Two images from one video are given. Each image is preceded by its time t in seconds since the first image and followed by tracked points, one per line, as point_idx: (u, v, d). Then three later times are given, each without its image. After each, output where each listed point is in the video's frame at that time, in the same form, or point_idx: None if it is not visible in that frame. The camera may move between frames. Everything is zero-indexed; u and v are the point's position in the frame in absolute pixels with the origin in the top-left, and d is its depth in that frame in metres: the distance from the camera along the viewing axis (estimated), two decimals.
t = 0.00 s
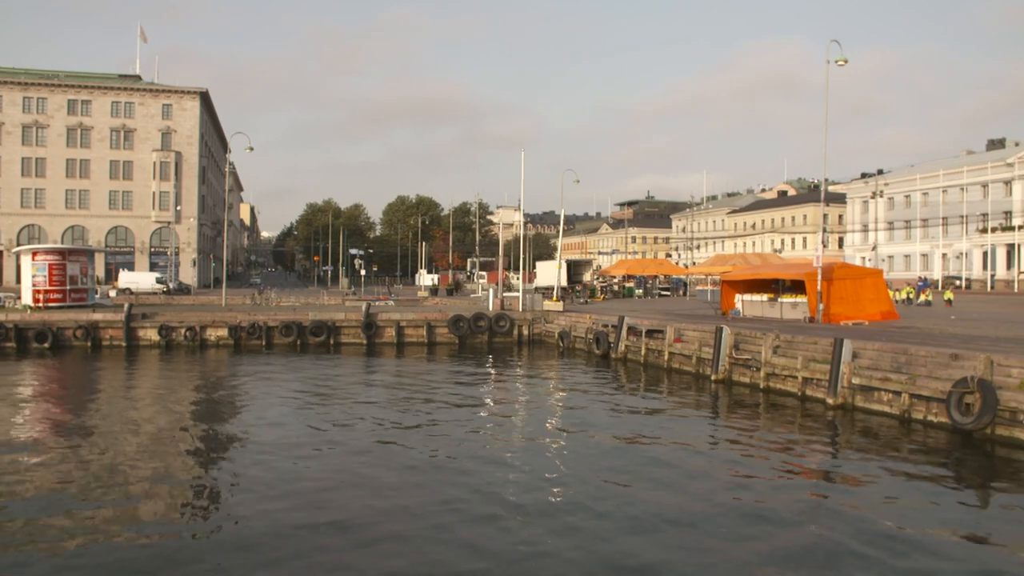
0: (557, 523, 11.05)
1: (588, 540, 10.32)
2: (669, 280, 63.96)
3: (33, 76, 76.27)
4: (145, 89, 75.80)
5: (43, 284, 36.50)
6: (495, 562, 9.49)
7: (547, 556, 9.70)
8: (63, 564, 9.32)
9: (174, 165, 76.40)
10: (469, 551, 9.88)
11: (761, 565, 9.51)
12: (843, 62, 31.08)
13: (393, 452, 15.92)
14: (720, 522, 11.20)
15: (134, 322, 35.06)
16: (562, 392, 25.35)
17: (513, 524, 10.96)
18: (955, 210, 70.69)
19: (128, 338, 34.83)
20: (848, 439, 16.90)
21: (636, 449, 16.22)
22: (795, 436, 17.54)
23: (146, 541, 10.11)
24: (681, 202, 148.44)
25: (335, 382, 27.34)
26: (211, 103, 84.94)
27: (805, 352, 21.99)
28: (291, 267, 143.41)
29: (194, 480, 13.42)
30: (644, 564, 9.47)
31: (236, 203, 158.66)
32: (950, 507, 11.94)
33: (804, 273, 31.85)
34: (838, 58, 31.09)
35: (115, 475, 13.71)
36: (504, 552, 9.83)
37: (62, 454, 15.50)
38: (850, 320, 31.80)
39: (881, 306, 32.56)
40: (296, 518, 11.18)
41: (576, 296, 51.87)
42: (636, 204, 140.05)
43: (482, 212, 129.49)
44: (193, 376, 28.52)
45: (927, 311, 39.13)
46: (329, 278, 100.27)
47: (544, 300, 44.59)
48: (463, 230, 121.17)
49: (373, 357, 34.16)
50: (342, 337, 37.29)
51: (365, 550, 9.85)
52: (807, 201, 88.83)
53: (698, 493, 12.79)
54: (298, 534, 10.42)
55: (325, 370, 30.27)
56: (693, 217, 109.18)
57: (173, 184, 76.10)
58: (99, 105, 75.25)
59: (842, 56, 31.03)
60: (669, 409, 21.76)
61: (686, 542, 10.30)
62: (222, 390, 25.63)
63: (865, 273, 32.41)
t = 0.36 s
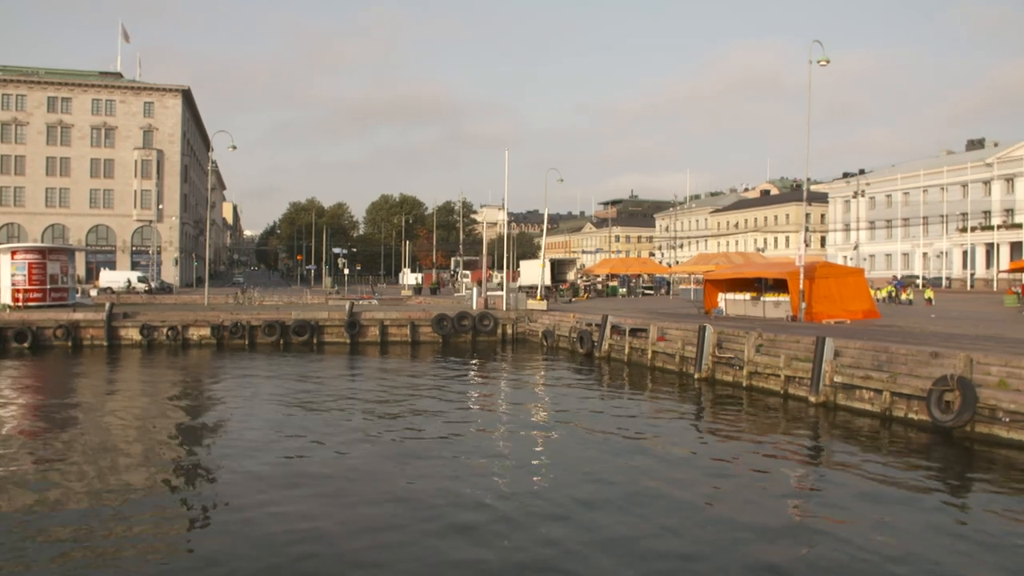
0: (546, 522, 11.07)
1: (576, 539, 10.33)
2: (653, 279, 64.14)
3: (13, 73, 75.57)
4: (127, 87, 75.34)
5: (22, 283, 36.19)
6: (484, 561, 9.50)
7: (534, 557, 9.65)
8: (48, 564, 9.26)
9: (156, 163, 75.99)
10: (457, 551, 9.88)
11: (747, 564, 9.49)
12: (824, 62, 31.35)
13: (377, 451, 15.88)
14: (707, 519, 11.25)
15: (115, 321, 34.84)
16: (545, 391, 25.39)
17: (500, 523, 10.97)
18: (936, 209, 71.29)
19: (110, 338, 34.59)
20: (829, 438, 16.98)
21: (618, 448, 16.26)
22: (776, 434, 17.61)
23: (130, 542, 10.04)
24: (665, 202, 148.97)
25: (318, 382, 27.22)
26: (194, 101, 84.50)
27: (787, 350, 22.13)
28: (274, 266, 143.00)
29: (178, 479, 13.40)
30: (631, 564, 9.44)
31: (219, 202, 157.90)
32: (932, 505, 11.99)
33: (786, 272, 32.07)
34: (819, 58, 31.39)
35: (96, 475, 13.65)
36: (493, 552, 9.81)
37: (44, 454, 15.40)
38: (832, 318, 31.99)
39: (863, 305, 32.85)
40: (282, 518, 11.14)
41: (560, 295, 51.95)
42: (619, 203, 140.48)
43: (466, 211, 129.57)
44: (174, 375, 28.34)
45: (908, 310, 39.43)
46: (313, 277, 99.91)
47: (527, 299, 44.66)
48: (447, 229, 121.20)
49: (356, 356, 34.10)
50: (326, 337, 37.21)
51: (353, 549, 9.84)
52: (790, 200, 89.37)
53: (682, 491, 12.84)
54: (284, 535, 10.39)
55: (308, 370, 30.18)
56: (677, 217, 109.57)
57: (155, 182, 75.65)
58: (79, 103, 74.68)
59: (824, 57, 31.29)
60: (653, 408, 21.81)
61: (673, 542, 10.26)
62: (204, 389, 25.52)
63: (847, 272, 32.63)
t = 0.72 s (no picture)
0: (531, 521, 11.09)
1: (561, 537, 10.37)
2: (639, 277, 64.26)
3: None
4: (110, 84, 74.93)
5: (4, 282, 35.93)
6: (469, 560, 9.52)
7: (521, 558, 9.59)
8: (32, 565, 9.22)
9: (140, 161, 75.66)
10: (443, 549, 9.90)
11: (730, 563, 9.51)
12: (809, 63, 31.50)
13: (361, 450, 15.87)
14: (690, 518, 11.32)
15: (99, 321, 34.63)
16: (532, 390, 25.41)
17: (484, 522, 10.99)
18: (919, 209, 71.80)
19: (93, 338, 34.37)
20: (815, 436, 17.03)
21: (603, 447, 16.29)
22: (761, 433, 17.66)
23: (115, 543, 10.01)
24: (650, 202, 149.28)
25: (303, 382, 27.12)
26: (178, 99, 84.11)
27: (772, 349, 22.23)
28: (259, 265, 142.50)
29: (165, 480, 13.35)
30: (616, 564, 9.40)
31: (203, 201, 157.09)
32: (915, 503, 12.01)
33: (770, 271, 32.27)
34: (804, 59, 31.57)
35: (81, 476, 13.58)
36: (479, 551, 9.83)
37: (27, 454, 15.31)
38: (817, 317, 32.15)
39: (846, 304, 33.06)
40: (267, 517, 11.13)
41: (546, 294, 51.98)
42: (605, 203, 140.72)
43: (452, 211, 129.51)
44: (158, 375, 28.18)
45: (892, 308, 39.72)
46: (299, 276, 99.63)
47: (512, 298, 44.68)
48: (433, 228, 121.14)
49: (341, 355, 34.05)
50: (311, 336, 37.11)
51: (339, 548, 9.86)
52: (775, 200, 89.78)
53: (666, 489, 12.91)
54: (270, 534, 10.38)
55: (292, 369, 30.09)
56: (662, 216, 109.85)
57: (139, 180, 75.29)
58: (61, 100, 74.13)
59: (808, 57, 31.47)
60: (639, 406, 21.83)
61: (661, 542, 10.21)
62: (188, 389, 25.40)
63: (831, 271, 32.78)
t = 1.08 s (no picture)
0: (517, 520, 11.10)
1: (547, 536, 10.37)
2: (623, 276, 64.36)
3: None
4: (92, 82, 74.39)
5: None
6: (453, 560, 9.52)
7: (508, 558, 9.56)
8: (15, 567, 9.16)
9: (123, 160, 75.21)
10: (429, 548, 9.90)
11: (716, 562, 9.54)
12: (793, 63, 31.63)
13: (345, 451, 15.83)
14: (675, 516, 11.36)
15: (81, 321, 34.37)
16: (516, 389, 25.40)
17: (470, 521, 11.00)
18: (902, 208, 72.26)
19: (75, 338, 34.11)
20: (799, 435, 17.09)
21: (589, 446, 16.32)
22: (745, 432, 17.70)
23: (100, 544, 9.97)
24: (635, 201, 149.61)
25: (287, 381, 27.04)
26: (161, 98, 83.61)
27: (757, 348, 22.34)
28: (243, 264, 141.88)
29: (148, 480, 13.31)
30: (606, 564, 9.37)
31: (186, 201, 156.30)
32: (898, 502, 12.08)
33: (754, 270, 32.41)
34: (789, 60, 31.73)
35: (63, 476, 13.54)
36: (465, 550, 9.85)
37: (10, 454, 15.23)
38: (800, 316, 32.31)
39: (830, 303, 33.24)
40: (253, 518, 11.10)
41: (530, 293, 51.97)
42: (590, 202, 140.92)
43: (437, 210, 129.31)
44: (141, 375, 28.01)
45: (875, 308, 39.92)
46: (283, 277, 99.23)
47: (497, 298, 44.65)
48: (417, 227, 120.95)
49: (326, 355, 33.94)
50: (295, 335, 36.98)
51: (324, 549, 9.84)
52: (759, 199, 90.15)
53: (651, 488, 12.94)
54: (256, 535, 10.36)
55: (276, 369, 29.97)
56: (647, 215, 110.12)
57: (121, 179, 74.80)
58: (42, 98, 73.46)
59: (791, 58, 31.61)
60: (625, 406, 21.84)
61: (647, 543, 10.18)
62: (172, 389, 25.30)
63: (815, 271, 32.94)
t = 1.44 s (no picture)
0: (503, 518, 11.11)
1: (537, 535, 10.40)
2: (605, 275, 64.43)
3: None
4: (71, 80, 73.80)
5: None
6: (441, 558, 9.53)
7: (500, 557, 9.57)
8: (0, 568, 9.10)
9: (102, 159, 74.67)
10: (418, 548, 9.90)
11: (703, 558, 9.62)
12: (774, 64, 31.81)
13: (330, 450, 15.81)
14: (662, 514, 11.40)
15: (59, 321, 34.04)
16: (499, 389, 25.39)
17: (457, 520, 11.01)
18: (881, 208, 72.78)
19: (53, 338, 33.79)
20: (780, 433, 17.18)
21: (574, 445, 16.35)
22: (726, 430, 17.78)
23: (86, 545, 9.91)
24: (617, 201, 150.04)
25: (269, 381, 26.95)
26: (141, 96, 83.05)
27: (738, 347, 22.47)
28: (224, 264, 141.06)
29: (131, 480, 13.30)
30: (595, 563, 9.41)
31: (167, 200, 155.25)
32: (881, 499, 12.18)
33: (736, 270, 32.57)
34: (769, 60, 31.92)
35: (46, 477, 13.49)
36: (452, 549, 9.84)
37: None
38: (782, 316, 32.45)
39: (811, 302, 33.43)
40: (240, 518, 11.07)
41: (512, 293, 51.93)
42: (572, 201, 141.19)
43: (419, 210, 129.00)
44: (121, 376, 27.82)
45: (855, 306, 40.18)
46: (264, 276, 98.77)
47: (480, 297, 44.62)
48: (400, 227, 120.70)
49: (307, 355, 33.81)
50: (277, 335, 36.83)
51: (311, 548, 9.84)
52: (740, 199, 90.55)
53: (637, 486, 13.01)
54: (245, 534, 10.34)
55: (258, 369, 29.83)
56: (629, 215, 110.37)
57: (101, 178, 74.24)
58: (20, 96, 72.77)
59: (772, 59, 31.81)
60: (607, 405, 21.89)
61: (633, 541, 10.20)
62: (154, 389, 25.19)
63: (796, 270, 33.12)
